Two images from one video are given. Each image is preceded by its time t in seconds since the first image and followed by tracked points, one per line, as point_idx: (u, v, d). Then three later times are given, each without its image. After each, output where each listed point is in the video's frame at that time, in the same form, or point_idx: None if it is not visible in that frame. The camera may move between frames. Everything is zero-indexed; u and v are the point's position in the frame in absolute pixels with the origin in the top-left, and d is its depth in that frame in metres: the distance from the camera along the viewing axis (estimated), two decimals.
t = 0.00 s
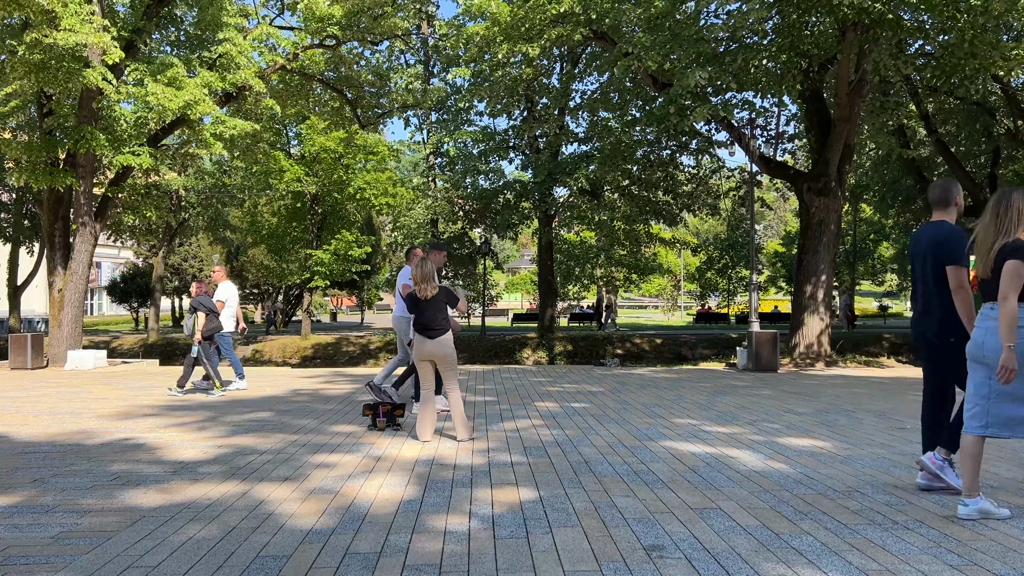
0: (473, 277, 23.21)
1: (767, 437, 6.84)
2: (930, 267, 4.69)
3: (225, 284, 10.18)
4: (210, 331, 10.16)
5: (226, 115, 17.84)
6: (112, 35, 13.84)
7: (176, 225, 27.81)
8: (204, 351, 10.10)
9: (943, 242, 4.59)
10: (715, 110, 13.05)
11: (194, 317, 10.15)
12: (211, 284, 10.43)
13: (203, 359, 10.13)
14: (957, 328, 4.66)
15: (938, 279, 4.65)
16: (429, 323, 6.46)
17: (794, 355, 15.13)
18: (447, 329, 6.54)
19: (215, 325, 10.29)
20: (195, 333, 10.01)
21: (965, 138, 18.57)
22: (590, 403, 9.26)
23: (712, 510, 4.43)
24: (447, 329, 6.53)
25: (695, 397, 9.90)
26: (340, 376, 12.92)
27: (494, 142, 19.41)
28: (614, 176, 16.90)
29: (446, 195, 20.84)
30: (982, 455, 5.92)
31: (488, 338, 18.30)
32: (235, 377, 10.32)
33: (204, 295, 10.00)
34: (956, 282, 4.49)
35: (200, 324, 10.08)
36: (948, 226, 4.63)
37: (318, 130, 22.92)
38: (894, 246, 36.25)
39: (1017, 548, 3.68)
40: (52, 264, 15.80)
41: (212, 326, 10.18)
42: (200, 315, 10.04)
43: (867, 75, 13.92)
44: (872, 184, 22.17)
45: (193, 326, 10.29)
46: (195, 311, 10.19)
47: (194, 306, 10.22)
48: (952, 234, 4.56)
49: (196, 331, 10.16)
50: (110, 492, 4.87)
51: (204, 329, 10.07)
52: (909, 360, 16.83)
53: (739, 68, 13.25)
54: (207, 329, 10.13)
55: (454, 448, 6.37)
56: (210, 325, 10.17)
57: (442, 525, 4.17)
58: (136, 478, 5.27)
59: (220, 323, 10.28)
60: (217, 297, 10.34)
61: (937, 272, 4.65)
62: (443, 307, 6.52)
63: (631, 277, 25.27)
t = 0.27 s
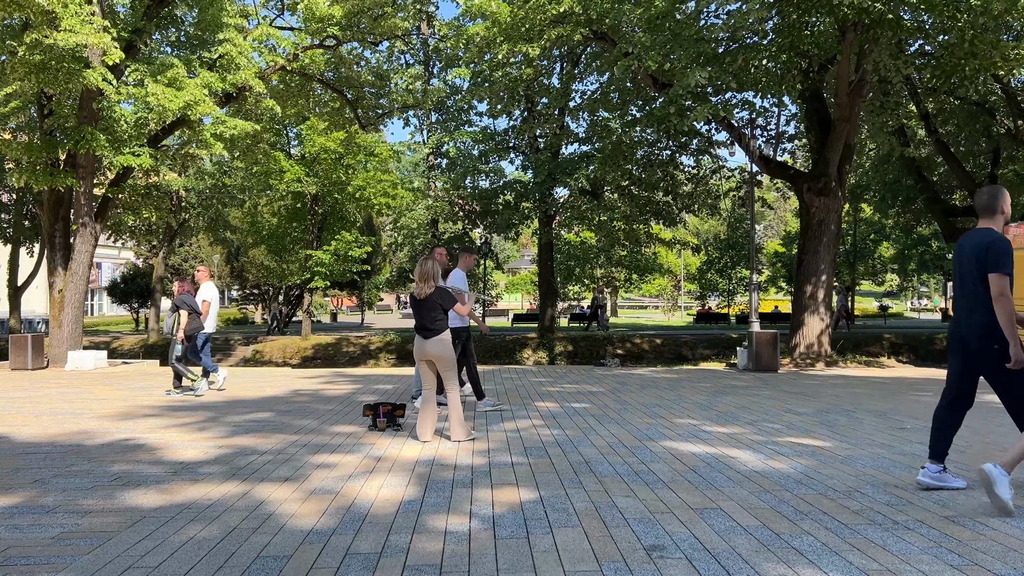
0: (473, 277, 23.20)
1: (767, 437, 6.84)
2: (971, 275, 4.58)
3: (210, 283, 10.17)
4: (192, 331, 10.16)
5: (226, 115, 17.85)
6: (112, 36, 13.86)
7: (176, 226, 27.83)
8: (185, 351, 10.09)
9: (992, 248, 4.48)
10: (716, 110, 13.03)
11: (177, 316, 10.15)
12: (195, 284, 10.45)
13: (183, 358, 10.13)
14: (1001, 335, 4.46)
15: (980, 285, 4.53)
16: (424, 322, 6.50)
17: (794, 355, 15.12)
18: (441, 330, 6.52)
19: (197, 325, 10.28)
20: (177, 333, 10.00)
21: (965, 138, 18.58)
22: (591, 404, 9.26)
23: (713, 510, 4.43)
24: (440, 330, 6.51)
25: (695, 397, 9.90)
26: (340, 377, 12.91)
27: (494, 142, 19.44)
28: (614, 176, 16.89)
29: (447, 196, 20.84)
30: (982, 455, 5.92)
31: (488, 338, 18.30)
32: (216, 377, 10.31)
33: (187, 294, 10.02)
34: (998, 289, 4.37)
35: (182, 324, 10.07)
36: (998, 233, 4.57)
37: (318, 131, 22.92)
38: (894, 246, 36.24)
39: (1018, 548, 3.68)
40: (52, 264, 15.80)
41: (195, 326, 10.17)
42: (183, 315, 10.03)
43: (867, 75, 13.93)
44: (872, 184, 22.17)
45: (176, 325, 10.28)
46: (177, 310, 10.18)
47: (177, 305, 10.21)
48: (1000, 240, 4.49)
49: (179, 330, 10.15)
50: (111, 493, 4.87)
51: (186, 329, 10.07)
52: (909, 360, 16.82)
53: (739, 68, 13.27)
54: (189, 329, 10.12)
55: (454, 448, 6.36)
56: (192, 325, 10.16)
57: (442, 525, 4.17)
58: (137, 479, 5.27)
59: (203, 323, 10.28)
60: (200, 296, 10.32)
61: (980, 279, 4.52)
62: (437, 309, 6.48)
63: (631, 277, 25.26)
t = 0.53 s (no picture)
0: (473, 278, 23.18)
1: (768, 437, 6.83)
2: None
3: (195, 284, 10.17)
4: (178, 331, 10.11)
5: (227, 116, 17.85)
6: (113, 36, 13.88)
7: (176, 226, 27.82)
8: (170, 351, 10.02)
9: None
10: (716, 111, 13.02)
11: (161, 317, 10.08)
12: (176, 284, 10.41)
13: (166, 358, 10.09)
14: None
15: None
16: (429, 322, 6.49)
17: (795, 355, 15.11)
18: (445, 331, 6.48)
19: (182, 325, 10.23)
20: (162, 333, 9.94)
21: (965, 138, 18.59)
22: (591, 404, 9.26)
23: (713, 510, 4.44)
24: (442, 331, 6.48)
25: (695, 398, 9.90)
26: (340, 377, 12.91)
27: (494, 142, 19.44)
28: (614, 176, 16.90)
29: (447, 196, 20.85)
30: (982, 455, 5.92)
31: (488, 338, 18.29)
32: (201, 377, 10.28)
33: (172, 294, 9.99)
34: None
35: (167, 324, 10.01)
36: None
37: (318, 131, 22.92)
38: (895, 246, 36.21)
39: (1018, 548, 3.68)
40: (52, 265, 15.81)
41: (180, 326, 10.14)
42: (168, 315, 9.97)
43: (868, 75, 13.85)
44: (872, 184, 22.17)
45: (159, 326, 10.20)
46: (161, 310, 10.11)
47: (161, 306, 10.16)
48: None
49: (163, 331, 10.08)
50: (111, 494, 4.87)
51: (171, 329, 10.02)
52: (910, 360, 16.82)
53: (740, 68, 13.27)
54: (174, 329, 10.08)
55: (454, 448, 6.36)
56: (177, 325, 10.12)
57: (443, 525, 4.17)
58: (137, 480, 5.27)
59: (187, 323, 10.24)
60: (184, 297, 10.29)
61: None
62: (441, 309, 6.46)
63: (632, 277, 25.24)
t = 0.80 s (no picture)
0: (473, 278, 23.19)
1: (768, 437, 6.83)
2: None
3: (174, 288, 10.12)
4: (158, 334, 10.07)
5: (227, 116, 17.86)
6: (113, 37, 13.91)
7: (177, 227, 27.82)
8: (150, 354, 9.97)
9: None
10: (716, 111, 13.02)
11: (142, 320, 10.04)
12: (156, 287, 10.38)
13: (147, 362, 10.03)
14: None
15: None
16: (441, 323, 6.51)
17: (795, 356, 15.11)
18: (456, 332, 6.47)
19: (162, 329, 10.20)
20: (143, 336, 9.89)
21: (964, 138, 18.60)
22: (591, 404, 9.27)
23: (713, 510, 4.44)
24: (453, 332, 6.46)
25: (696, 398, 9.90)
26: (341, 378, 12.91)
27: (494, 143, 19.46)
28: (615, 176, 16.90)
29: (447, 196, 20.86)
30: (983, 455, 5.92)
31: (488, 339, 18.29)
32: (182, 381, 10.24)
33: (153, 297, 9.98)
34: None
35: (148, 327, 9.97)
36: None
37: (318, 132, 22.93)
38: (895, 246, 36.19)
39: (1018, 548, 3.68)
40: (52, 266, 15.82)
41: (160, 330, 10.11)
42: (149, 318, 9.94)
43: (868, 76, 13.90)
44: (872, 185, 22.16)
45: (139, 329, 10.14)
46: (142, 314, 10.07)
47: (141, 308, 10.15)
48: None
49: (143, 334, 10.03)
50: (111, 494, 4.87)
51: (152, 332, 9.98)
52: (910, 360, 16.82)
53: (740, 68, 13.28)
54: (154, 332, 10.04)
55: (454, 449, 6.37)
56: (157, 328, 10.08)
57: (443, 526, 4.17)
58: (137, 480, 5.27)
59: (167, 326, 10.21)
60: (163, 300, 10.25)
61: None
62: (451, 310, 6.47)
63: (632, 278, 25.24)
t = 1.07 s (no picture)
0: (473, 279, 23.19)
1: (768, 438, 6.83)
2: None
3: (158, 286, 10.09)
4: (140, 334, 10.03)
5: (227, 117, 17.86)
6: (113, 38, 13.93)
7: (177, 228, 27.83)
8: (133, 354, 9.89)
9: None
10: (716, 111, 13.01)
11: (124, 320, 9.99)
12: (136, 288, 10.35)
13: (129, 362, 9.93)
14: None
15: None
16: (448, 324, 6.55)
17: (795, 356, 15.10)
18: (461, 332, 6.45)
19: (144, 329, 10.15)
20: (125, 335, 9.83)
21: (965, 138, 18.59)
22: (591, 404, 9.27)
23: (713, 511, 4.43)
24: (459, 333, 6.46)
25: (696, 398, 9.91)
26: (341, 378, 12.92)
27: (494, 144, 19.48)
28: (615, 177, 16.89)
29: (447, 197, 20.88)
30: (983, 455, 5.92)
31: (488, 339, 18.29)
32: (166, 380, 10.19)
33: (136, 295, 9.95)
34: None
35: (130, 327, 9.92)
36: None
37: (319, 132, 22.93)
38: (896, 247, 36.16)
39: (1018, 548, 3.68)
40: (53, 266, 15.83)
41: (142, 329, 10.06)
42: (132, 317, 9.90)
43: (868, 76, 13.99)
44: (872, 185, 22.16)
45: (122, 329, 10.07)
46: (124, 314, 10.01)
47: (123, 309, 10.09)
48: None
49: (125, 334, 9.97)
50: (112, 495, 4.87)
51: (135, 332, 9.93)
52: (910, 360, 16.82)
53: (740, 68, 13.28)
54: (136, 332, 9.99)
55: (454, 449, 6.37)
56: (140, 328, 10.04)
57: (444, 526, 4.17)
58: (137, 481, 5.28)
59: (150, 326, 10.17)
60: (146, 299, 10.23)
61: None
62: (457, 310, 6.47)
63: (632, 278, 25.23)
